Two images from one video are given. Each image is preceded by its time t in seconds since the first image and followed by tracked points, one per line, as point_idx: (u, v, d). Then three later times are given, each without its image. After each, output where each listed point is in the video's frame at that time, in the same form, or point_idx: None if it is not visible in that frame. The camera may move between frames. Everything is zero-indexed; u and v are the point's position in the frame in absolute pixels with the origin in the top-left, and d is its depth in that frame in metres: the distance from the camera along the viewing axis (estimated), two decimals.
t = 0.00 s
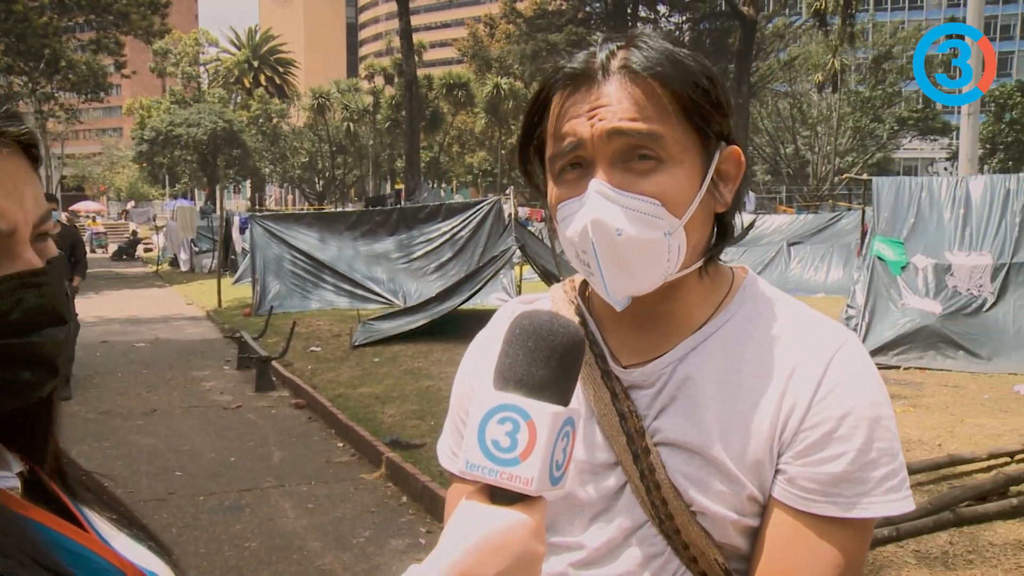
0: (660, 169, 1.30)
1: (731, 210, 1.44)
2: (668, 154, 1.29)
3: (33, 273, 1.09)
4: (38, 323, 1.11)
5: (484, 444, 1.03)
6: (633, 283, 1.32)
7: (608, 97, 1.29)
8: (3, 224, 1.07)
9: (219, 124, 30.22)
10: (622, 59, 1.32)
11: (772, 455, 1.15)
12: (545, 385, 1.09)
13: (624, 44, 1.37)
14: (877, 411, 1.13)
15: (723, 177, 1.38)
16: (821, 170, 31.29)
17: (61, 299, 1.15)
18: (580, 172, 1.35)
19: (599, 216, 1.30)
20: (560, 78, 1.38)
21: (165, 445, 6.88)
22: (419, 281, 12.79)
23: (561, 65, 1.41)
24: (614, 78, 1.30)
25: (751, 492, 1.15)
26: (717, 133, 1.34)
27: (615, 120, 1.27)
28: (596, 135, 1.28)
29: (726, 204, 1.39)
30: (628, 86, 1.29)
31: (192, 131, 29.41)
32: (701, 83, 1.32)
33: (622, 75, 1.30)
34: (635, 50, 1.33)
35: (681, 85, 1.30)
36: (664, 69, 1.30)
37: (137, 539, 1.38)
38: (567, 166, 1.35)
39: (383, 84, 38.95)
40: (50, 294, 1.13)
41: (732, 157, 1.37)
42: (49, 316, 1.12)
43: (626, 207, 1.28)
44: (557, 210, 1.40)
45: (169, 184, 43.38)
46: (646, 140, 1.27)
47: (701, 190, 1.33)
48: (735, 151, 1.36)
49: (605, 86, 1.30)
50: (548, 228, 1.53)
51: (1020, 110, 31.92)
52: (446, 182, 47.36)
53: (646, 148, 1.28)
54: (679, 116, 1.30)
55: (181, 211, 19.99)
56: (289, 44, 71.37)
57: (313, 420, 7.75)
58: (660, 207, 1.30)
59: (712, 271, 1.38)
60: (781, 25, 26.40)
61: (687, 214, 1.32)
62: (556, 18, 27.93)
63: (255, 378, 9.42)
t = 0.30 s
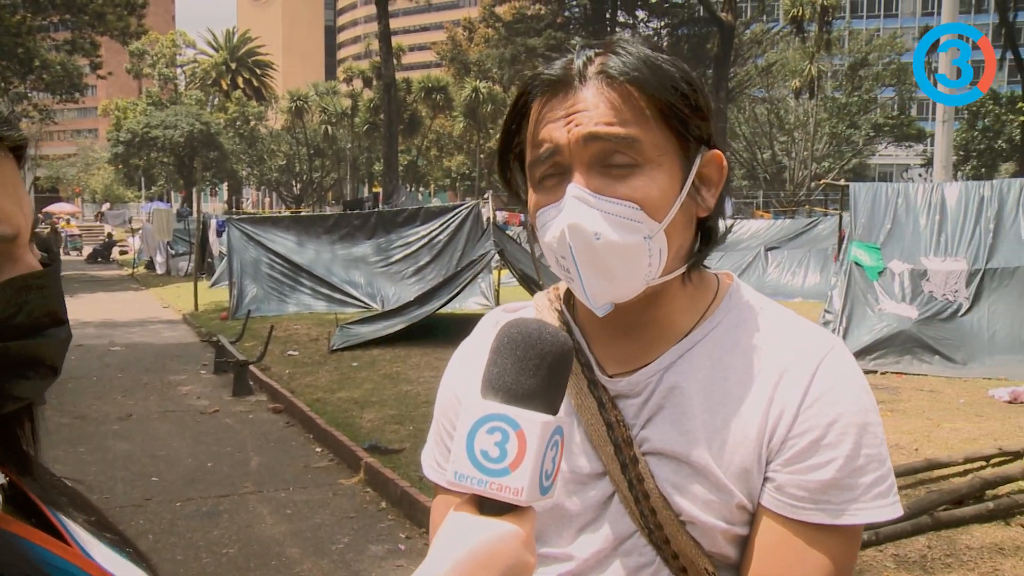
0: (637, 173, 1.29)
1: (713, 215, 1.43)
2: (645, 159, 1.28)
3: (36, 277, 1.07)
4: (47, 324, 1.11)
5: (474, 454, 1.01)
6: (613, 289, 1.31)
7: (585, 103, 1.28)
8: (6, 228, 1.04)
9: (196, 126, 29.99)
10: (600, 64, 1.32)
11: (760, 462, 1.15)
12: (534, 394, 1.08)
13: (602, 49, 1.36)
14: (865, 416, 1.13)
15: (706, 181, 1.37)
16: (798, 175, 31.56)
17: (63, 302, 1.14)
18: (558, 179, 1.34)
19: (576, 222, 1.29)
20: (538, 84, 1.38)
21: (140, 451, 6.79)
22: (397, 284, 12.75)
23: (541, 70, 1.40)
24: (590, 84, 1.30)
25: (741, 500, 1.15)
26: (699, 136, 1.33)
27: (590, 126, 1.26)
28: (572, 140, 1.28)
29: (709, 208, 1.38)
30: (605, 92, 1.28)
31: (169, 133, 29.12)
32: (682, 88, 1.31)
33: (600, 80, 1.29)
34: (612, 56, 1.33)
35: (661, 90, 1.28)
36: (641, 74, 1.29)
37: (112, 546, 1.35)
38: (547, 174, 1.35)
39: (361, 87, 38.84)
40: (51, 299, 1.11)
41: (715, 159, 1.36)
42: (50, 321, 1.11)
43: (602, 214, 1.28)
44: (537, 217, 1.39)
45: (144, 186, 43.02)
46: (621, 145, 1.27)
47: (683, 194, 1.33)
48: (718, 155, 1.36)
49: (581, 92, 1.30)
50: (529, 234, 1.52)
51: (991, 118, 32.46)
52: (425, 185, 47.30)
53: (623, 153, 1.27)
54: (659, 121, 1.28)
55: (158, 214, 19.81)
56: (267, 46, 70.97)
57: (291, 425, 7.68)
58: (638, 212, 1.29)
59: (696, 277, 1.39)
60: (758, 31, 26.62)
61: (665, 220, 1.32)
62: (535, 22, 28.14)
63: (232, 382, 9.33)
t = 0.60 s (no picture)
0: (615, 175, 1.29)
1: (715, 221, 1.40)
2: (623, 158, 1.27)
3: (42, 283, 1.07)
4: (53, 331, 1.12)
5: (478, 466, 1.02)
6: (593, 290, 1.31)
7: (572, 106, 1.29)
8: (12, 234, 1.04)
9: (169, 130, 29.73)
10: (591, 66, 1.31)
11: (765, 472, 1.16)
12: (538, 405, 1.08)
13: (601, 52, 1.35)
14: (871, 427, 1.15)
15: (702, 185, 1.34)
16: (771, 181, 31.92)
17: (66, 311, 1.14)
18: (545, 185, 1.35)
19: (557, 225, 1.30)
20: (534, 88, 1.38)
21: (115, 458, 6.71)
22: (372, 290, 12.66)
23: (536, 75, 1.41)
24: (578, 85, 1.30)
25: (745, 511, 1.16)
26: (693, 140, 1.32)
27: (570, 127, 1.27)
28: (555, 141, 1.29)
29: (700, 212, 1.35)
30: (593, 97, 1.28)
31: (141, 137, 28.82)
32: (680, 94, 1.30)
33: (589, 82, 1.29)
34: (604, 60, 1.32)
35: (651, 94, 1.27)
36: (634, 77, 1.28)
37: (106, 560, 1.33)
38: (543, 177, 1.35)
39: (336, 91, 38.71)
40: (54, 303, 1.11)
41: (712, 162, 1.34)
42: (56, 327, 1.12)
43: (585, 216, 1.28)
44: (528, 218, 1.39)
45: (115, 191, 42.54)
46: (602, 147, 1.26)
47: (664, 193, 1.30)
48: (714, 158, 1.33)
49: (569, 95, 1.30)
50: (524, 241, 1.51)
51: (959, 126, 33.09)
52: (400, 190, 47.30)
53: (604, 154, 1.28)
54: (650, 125, 1.28)
55: (130, 218, 19.60)
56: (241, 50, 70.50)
57: (267, 432, 7.62)
58: (614, 212, 1.28)
59: (698, 283, 1.37)
60: (731, 38, 26.93)
61: (642, 222, 1.30)
62: (511, 27, 28.27)
63: (207, 389, 9.25)
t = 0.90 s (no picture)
0: (624, 167, 1.28)
1: (737, 215, 1.37)
2: (633, 149, 1.26)
3: (42, 282, 1.09)
4: (53, 330, 1.14)
5: (483, 459, 1.02)
6: (594, 279, 1.30)
7: (590, 99, 1.28)
8: (14, 231, 1.03)
9: (135, 128, 29.29)
10: (611, 62, 1.31)
11: (776, 473, 1.14)
12: (541, 400, 1.08)
13: (623, 50, 1.35)
14: (886, 429, 1.12)
15: (719, 185, 1.32)
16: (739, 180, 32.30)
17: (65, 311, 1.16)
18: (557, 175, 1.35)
19: (562, 213, 1.29)
20: (555, 82, 1.38)
21: (83, 460, 6.60)
22: (343, 288, 12.54)
23: (556, 72, 1.40)
24: (595, 79, 1.30)
25: (755, 512, 1.15)
26: (709, 136, 1.30)
27: (584, 117, 1.27)
28: (568, 132, 1.29)
29: (712, 213, 1.32)
30: (612, 92, 1.28)
31: (105, 135, 28.36)
32: (698, 95, 1.28)
33: (607, 78, 1.29)
34: (625, 56, 1.31)
35: (672, 95, 1.26)
36: (655, 75, 1.27)
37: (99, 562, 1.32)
38: (555, 167, 1.36)
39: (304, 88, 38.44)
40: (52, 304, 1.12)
41: (728, 163, 1.32)
42: (56, 327, 1.15)
43: (592, 206, 1.27)
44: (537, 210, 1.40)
45: (79, 189, 41.86)
46: (613, 138, 1.26)
47: (671, 186, 1.28)
48: (730, 158, 1.32)
49: (585, 86, 1.30)
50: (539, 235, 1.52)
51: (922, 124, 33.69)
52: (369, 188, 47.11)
53: (615, 147, 1.27)
54: (664, 124, 1.27)
55: (96, 217, 19.30)
56: (207, 46, 69.67)
57: (239, 432, 7.55)
58: (616, 202, 1.26)
59: (711, 284, 1.35)
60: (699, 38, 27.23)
61: (651, 214, 1.28)
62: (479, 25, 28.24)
63: (176, 389, 9.13)
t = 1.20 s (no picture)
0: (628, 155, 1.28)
1: (745, 206, 1.35)
2: (636, 136, 1.28)
3: (35, 281, 1.12)
4: (46, 331, 1.15)
5: (478, 458, 1.03)
6: (606, 263, 1.30)
7: (602, 98, 1.30)
8: (8, 231, 1.11)
9: (95, 128, 28.80)
10: (616, 61, 1.34)
11: (780, 478, 1.14)
12: (536, 397, 1.08)
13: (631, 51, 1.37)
14: (893, 439, 1.11)
15: (725, 176, 1.31)
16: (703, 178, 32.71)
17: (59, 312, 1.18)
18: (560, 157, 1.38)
19: (563, 200, 1.32)
20: (563, 85, 1.41)
21: (49, 467, 6.49)
22: (310, 289, 12.46)
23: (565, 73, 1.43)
24: (600, 77, 1.34)
25: (758, 517, 1.15)
26: (710, 130, 1.30)
27: (587, 108, 1.30)
28: (571, 125, 1.33)
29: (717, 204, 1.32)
30: (619, 90, 1.30)
31: (65, 136, 27.87)
32: (702, 93, 1.29)
33: (616, 80, 1.31)
34: (634, 55, 1.33)
35: (677, 89, 1.28)
36: (664, 74, 1.29)
37: (87, 566, 1.31)
38: (560, 160, 1.38)
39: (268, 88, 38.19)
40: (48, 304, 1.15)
41: (734, 154, 1.32)
42: (48, 328, 1.16)
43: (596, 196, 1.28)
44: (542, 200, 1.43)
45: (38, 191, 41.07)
46: (615, 127, 1.28)
47: (675, 174, 1.28)
48: (736, 149, 1.31)
49: (590, 82, 1.35)
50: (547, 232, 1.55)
51: (884, 123, 34.30)
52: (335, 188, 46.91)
53: (617, 135, 1.29)
54: (667, 116, 1.28)
55: (56, 218, 18.95)
56: (168, 45, 68.79)
57: (209, 436, 7.47)
58: (620, 183, 1.27)
59: (719, 280, 1.35)
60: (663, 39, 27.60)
61: (655, 198, 1.28)
62: (444, 25, 29.16)
63: (143, 393, 9.02)
